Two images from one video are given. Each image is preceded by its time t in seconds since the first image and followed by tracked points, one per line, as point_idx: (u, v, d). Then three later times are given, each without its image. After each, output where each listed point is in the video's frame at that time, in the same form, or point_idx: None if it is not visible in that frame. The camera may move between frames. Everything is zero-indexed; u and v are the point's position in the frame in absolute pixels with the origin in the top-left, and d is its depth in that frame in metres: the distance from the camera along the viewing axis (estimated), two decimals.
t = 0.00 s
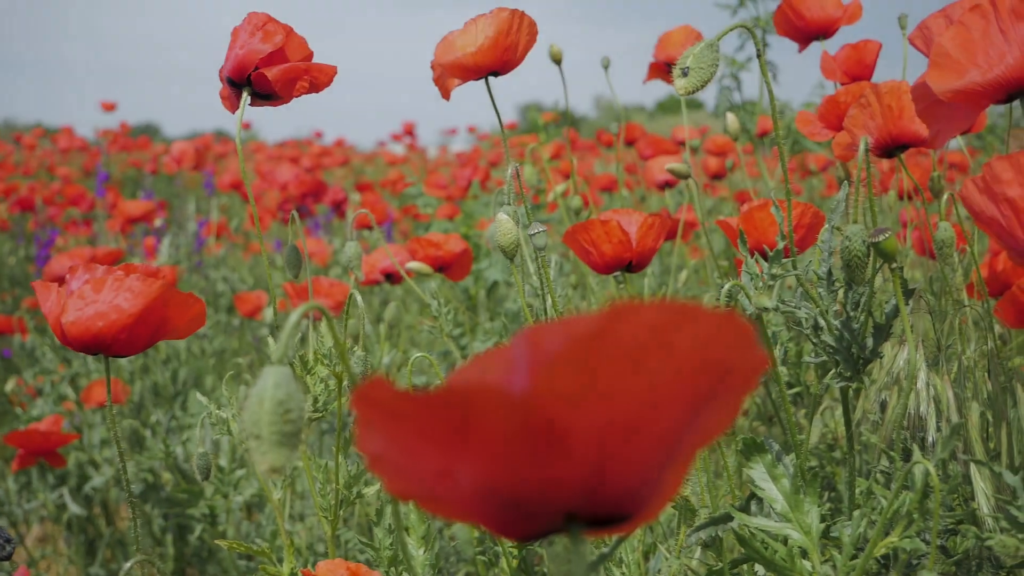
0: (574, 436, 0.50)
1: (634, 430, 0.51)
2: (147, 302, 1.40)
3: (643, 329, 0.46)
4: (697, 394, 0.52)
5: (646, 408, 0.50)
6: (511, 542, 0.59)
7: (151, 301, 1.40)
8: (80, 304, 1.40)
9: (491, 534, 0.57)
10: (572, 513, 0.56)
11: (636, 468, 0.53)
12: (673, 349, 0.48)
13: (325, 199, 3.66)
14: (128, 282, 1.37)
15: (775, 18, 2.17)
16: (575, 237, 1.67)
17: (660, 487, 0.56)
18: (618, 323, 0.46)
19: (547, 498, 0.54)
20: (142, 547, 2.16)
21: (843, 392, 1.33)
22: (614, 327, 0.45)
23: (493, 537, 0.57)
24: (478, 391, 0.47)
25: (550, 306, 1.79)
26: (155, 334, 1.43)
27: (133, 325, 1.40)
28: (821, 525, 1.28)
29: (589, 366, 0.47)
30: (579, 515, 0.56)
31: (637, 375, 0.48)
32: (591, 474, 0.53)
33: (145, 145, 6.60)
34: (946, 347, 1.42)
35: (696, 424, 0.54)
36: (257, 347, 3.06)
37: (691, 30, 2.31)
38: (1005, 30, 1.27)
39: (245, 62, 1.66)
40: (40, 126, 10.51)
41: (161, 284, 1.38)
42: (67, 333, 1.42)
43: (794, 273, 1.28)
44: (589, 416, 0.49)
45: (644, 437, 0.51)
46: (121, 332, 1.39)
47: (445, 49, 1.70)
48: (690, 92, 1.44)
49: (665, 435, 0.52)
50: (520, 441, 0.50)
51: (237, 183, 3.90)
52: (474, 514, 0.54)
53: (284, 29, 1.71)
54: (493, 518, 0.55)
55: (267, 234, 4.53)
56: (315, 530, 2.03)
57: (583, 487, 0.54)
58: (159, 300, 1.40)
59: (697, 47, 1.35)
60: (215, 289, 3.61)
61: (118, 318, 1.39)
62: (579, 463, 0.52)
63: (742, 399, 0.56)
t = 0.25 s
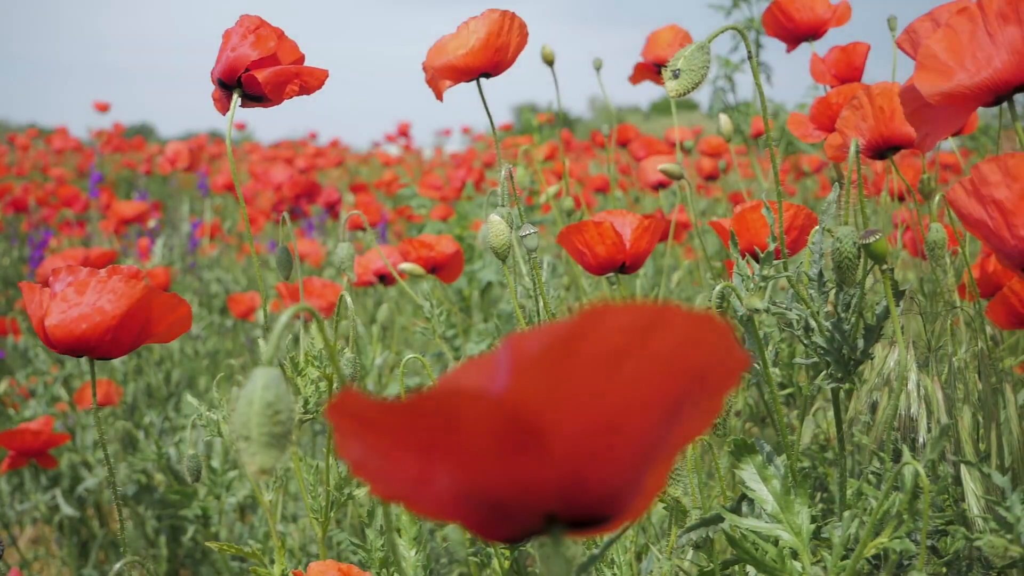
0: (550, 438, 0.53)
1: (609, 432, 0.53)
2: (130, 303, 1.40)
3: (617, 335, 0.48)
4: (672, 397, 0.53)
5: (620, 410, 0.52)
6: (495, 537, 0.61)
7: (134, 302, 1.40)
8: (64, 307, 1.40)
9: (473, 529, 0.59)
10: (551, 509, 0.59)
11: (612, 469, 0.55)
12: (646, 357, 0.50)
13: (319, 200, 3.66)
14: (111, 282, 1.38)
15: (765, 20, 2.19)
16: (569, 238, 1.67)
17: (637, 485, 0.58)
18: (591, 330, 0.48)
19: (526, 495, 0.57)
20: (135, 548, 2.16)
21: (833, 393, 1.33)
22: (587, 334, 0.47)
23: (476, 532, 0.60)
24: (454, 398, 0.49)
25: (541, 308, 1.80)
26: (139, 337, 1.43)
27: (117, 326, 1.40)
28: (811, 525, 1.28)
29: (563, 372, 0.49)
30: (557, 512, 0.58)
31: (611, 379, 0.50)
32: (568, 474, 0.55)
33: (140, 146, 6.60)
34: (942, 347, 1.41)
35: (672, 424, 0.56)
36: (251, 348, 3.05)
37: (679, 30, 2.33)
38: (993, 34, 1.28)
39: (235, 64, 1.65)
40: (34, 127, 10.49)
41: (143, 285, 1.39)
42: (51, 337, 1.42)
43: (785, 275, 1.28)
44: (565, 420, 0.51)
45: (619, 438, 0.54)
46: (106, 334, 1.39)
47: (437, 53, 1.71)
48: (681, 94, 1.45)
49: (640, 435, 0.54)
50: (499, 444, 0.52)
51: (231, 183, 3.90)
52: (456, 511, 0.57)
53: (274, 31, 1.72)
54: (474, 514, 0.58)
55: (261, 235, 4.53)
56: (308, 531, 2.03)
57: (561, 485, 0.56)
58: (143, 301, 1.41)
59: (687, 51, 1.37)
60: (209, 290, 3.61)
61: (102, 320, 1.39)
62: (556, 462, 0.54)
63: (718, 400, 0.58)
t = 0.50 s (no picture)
0: (522, 439, 0.53)
1: (580, 433, 0.53)
2: (113, 305, 1.41)
3: (584, 338, 0.49)
4: (644, 397, 0.54)
5: (591, 411, 0.53)
6: (473, 536, 0.62)
7: (117, 305, 1.41)
8: (48, 308, 1.41)
9: (450, 530, 0.60)
10: (527, 509, 0.60)
11: (585, 468, 0.56)
12: (615, 358, 0.51)
13: (312, 201, 3.66)
14: (93, 284, 1.39)
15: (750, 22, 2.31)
16: (559, 238, 1.66)
17: (612, 484, 0.59)
18: (558, 333, 0.48)
19: (501, 496, 0.58)
20: (127, 550, 2.16)
21: (822, 395, 1.33)
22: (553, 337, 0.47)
23: (453, 532, 0.60)
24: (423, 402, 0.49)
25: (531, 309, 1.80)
26: (123, 338, 1.44)
27: (101, 328, 1.41)
28: (799, 527, 1.28)
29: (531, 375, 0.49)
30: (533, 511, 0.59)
31: (580, 381, 0.51)
32: (541, 474, 0.56)
33: (133, 147, 6.58)
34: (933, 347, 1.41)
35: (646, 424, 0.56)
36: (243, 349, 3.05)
37: (661, 30, 2.37)
38: (973, 39, 1.29)
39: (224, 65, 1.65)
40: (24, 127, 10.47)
41: (125, 287, 1.39)
42: (35, 337, 1.44)
43: (773, 276, 1.28)
44: (535, 421, 0.52)
45: (591, 439, 0.54)
46: (89, 336, 1.40)
47: (426, 56, 1.72)
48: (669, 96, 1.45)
49: (612, 435, 0.55)
50: (469, 446, 0.53)
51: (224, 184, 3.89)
52: (432, 512, 0.58)
53: (263, 33, 1.72)
54: (450, 514, 0.59)
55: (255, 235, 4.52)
56: (298, 533, 2.03)
57: (536, 485, 0.57)
58: (125, 302, 1.41)
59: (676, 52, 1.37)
60: (202, 292, 3.60)
61: (85, 321, 1.40)
62: (529, 463, 0.55)
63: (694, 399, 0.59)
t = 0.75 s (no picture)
0: (496, 439, 0.56)
1: (552, 432, 0.56)
2: (102, 310, 1.41)
3: (552, 342, 0.51)
4: (613, 396, 0.56)
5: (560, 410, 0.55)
6: (452, 535, 0.64)
7: (106, 310, 1.41)
8: (38, 309, 1.42)
9: (430, 530, 0.63)
10: (504, 507, 0.62)
11: (557, 465, 0.58)
12: (582, 358, 0.53)
13: (306, 202, 3.66)
14: (84, 289, 1.39)
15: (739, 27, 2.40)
16: (552, 239, 1.66)
17: (585, 479, 0.61)
18: (526, 338, 0.51)
19: (478, 495, 0.60)
20: (119, 552, 2.16)
21: (812, 396, 1.33)
22: (521, 341, 0.50)
23: (432, 532, 0.63)
24: (398, 407, 0.52)
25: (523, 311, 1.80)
26: (112, 343, 1.44)
27: (89, 332, 1.42)
28: (789, 528, 1.28)
29: (502, 378, 0.52)
30: (509, 509, 0.61)
31: (550, 382, 0.53)
32: (516, 473, 0.58)
33: (126, 147, 6.56)
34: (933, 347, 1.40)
35: (616, 422, 0.59)
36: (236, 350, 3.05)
37: (646, 30, 2.40)
38: (954, 43, 1.33)
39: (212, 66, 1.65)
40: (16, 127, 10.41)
41: (117, 293, 1.40)
42: (24, 339, 1.44)
43: (763, 278, 1.28)
44: (508, 421, 0.54)
45: (562, 437, 0.57)
46: (77, 340, 1.40)
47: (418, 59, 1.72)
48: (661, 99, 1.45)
49: (583, 433, 0.57)
50: (445, 447, 0.55)
51: (218, 185, 3.89)
52: (412, 513, 0.60)
53: (254, 36, 1.73)
54: (430, 513, 0.61)
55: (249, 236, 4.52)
56: (291, 534, 2.03)
57: (511, 483, 0.59)
58: (118, 308, 1.41)
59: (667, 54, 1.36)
60: (196, 293, 3.60)
61: (74, 325, 1.40)
62: (504, 462, 0.58)
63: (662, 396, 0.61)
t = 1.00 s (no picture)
0: (462, 441, 0.60)
1: (515, 429, 0.60)
2: (89, 315, 1.41)
3: (512, 342, 0.56)
4: (570, 391, 0.62)
5: (523, 409, 0.60)
6: (422, 542, 0.68)
7: (93, 315, 1.41)
8: (26, 314, 1.41)
9: (400, 538, 0.66)
10: (471, 509, 0.66)
11: (520, 462, 0.63)
12: (541, 357, 0.58)
13: (298, 204, 3.65)
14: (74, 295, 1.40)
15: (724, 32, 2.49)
16: (540, 242, 1.66)
17: (544, 474, 0.66)
18: (489, 340, 0.55)
19: (446, 498, 0.64)
20: (109, 554, 2.15)
21: (799, 398, 1.33)
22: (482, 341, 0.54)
23: (400, 537, 0.66)
24: (369, 413, 0.55)
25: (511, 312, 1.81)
26: (99, 348, 1.45)
27: (75, 337, 1.41)
28: (776, 531, 1.28)
29: (466, 379, 0.56)
30: (474, 508, 0.65)
31: (513, 384, 0.58)
32: (482, 472, 0.63)
33: (118, 149, 6.54)
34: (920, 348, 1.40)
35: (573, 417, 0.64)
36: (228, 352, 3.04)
37: (629, 30, 2.42)
38: (932, 48, 1.44)
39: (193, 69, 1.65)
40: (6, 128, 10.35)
41: (108, 301, 1.40)
42: (11, 342, 1.44)
43: (751, 280, 1.27)
44: (473, 422, 0.59)
45: (525, 434, 0.62)
46: (63, 345, 1.40)
47: (407, 62, 1.72)
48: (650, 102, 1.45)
49: (544, 428, 0.62)
50: (413, 452, 0.59)
51: (210, 187, 3.88)
52: (381, 521, 0.64)
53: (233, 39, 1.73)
54: (399, 521, 0.65)
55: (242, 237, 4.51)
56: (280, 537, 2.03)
57: (478, 484, 0.64)
58: (107, 315, 1.42)
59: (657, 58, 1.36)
60: (188, 295, 3.60)
61: (60, 330, 1.40)
62: (470, 462, 0.62)
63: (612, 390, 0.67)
